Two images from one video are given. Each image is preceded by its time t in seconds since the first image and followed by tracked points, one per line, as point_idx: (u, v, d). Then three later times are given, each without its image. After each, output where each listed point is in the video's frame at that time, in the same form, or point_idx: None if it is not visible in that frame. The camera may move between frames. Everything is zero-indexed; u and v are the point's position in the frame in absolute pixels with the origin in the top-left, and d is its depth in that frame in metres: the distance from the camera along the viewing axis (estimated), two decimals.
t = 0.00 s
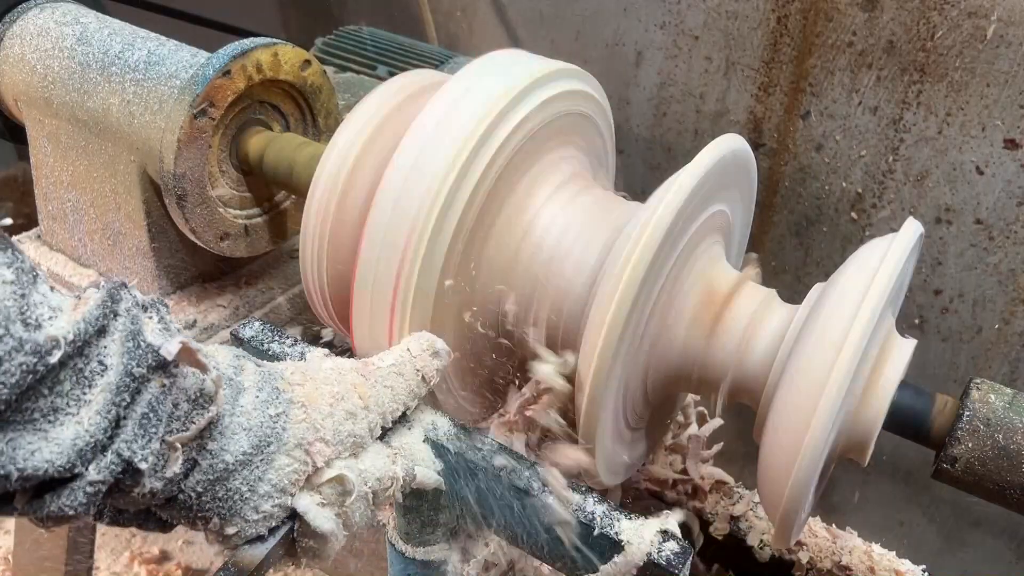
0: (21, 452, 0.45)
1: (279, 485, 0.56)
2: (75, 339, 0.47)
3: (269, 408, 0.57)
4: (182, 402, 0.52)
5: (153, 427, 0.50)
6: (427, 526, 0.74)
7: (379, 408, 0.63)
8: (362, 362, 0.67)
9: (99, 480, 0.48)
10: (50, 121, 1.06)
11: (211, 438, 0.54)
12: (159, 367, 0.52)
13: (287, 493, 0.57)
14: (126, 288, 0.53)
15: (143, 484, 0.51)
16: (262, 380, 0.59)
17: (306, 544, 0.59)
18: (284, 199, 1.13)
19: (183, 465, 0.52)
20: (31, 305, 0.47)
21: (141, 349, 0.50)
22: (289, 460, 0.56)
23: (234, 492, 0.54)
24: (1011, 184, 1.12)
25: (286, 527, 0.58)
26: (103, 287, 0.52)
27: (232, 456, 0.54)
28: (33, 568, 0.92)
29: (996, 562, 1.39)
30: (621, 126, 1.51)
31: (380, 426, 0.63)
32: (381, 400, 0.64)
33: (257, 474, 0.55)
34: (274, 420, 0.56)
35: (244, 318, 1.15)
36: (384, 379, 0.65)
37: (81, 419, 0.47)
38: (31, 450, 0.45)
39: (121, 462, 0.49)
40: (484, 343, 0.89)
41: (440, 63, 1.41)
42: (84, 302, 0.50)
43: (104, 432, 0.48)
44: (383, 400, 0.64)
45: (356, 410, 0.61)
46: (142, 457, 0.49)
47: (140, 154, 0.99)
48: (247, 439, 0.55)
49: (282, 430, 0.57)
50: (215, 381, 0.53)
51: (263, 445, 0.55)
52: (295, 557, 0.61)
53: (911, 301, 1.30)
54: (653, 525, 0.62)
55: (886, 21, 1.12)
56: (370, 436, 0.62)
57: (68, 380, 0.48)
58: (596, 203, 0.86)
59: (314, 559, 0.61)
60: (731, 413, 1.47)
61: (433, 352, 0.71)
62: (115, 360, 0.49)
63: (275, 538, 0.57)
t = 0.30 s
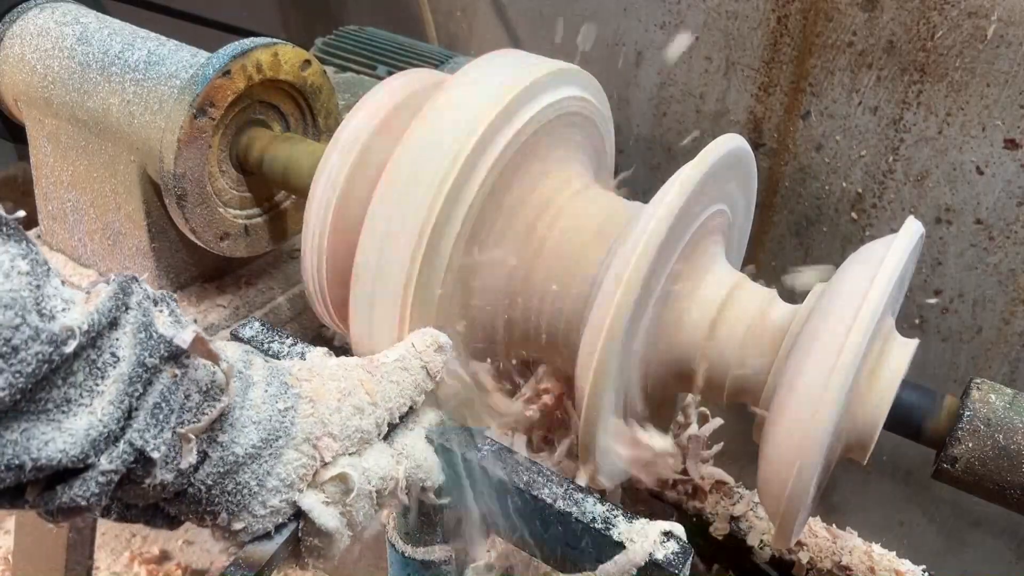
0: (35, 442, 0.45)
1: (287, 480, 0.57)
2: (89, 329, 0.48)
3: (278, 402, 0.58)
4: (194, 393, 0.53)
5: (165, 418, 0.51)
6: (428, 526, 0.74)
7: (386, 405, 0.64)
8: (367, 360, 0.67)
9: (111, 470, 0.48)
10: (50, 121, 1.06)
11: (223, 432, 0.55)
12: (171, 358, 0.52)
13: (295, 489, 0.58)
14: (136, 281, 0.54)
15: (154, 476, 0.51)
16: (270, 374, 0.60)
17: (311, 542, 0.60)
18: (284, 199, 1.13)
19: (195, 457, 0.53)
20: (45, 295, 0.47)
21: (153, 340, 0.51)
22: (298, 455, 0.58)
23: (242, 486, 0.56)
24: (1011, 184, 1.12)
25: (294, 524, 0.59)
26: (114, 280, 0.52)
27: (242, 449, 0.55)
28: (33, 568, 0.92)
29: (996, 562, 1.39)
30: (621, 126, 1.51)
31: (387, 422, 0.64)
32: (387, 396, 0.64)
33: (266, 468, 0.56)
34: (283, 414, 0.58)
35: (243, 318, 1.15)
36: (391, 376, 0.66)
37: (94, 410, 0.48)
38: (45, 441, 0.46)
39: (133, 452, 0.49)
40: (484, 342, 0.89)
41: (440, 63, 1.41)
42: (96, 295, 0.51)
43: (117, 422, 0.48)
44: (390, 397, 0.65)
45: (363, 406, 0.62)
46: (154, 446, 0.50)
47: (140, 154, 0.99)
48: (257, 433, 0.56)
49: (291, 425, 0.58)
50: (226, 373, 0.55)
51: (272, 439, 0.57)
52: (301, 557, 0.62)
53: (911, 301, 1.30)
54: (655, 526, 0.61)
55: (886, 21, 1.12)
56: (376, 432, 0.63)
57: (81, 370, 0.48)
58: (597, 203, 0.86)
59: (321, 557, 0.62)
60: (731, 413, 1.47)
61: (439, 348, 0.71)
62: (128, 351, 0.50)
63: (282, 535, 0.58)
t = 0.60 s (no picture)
0: (46, 430, 0.45)
1: (295, 473, 0.56)
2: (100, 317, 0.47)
3: (285, 394, 0.58)
4: (202, 382, 0.52)
5: (175, 405, 0.50)
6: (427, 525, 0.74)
7: (393, 400, 0.63)
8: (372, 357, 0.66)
9: (122, 457, 0.47)
10: (50, 121, 1.07)
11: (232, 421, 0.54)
12: (180, 346, 0.52)
13: (303, 482, 0.57)
14: (144, 273, 0.53)
15: (163, 464, 0.51)
16: (277, 367, 0.59)
17: (319, 539, 0.58)
18: (285, 199, 1.13)
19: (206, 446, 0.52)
20: (55, 283, 0.46)
21: (162, 329, 0.51)
22: (305, 447, 0.57)
23: (251, 478, 0.55)
24: (1011, 184, 1.12)
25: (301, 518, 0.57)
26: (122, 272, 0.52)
27: (251, 438, 0.54)
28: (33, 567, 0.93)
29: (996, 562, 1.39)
30: (621, 126, 1.51)
31: (394, 417, 0.63)
32: (395, 391, 0.64)
33: (274, 460, 0.55)
34: (290, 406, 0.57)
35: (243, 317, 1.15)
36: (396, 372, 0.65)
37: (104, 398, 0.47)
38: (57, 428, 0.45)
39: (143, 439, 0.49)
40: (483, 342, 0.88)
41: (440, 63, 1.41)
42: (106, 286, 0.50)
43: (127, 410, 0.48)
44: (397, 394, 0.64)
45: (370, 400, 0.61)
46: (164, 433, 0.50)
47: (140, 153, 0.99)
48: (265, 423, 0.55)
49: (298, 417, 0.57)
50: (236, 364, 0.53)
51: (279, 431, 0.56)
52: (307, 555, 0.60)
53: (910, 301, 1.30)
54: (658, 525, 0.61)
55: (886, 21, 1.12)
56: (383, 426, 0.62)
57: (91, 359, 0.48)
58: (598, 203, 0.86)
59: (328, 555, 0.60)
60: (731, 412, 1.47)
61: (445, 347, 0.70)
62: (137, 341, 0.49)
63: (291, 529, 0.57)
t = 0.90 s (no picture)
0: (54, 421, 0.45)
1: (301, 468, 0.57)
2: (107, 307, 0.48)
3: (292, 389, 0.59)
4: (209, 375, 0.53)
5: (181, 395, 0.51)
6: (427, 525, 0.74)
7: (398, 398, 0.64)
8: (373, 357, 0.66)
9: (129, 448, 0.48)
10: (50, 121, 1.07)
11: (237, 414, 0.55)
12: (185, 338, 0.53)
13: (309, 477, 0.58)
14: (150, 269, 0.54)
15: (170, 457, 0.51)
16: (283, 363, 0.60)
17: (324, 537, 0.59)
18: (285, 200, 1.13)
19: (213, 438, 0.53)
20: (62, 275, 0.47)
21: (168, 321, 0.51)
22: (311, 442, 0.58)
23: (258, 472, 0.55)
24: (1011, 184, 1.12)
25: (307, 516, 0.58)
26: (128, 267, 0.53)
27: (258, 431, 0.55)
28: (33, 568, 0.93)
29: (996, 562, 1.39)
30: (621, 126, 1.51)
31: (399, 414, 0.64)
32: (399, 387, 0.65)
33: (281, 454, 0.56)
34: (297, 401, 0.59)
35: (243, 317, 1.14)
36: (400, 369, 0.66)
37: (111, 390, 0.48)
38: (64, 419, 0.46)
39: (151, 429, 0.49)
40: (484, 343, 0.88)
41: (440, 63, 1.41)
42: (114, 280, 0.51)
43: (134, 401, 0.48)
44: (400, 391, 0.65)
45: (375, 396, 0.63)
46: (172, 423, 0.50)
47: (140, 153, 0.99)
48: (271, 417, 0.56)
49: (305, 412, 0.59)
50: (240, 356, 0.55)
51: (286, 425, 0.57)
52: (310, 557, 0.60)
53: (911, 301, 1.30)
54: (662, 526, 0.60)
55: (886, 21, 1.12)
56: (387, 423, 0.63)
57: (99, 350, 0.48)
58: (598, 203, 0.86)
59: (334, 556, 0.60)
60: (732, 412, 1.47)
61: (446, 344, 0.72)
62: (142, 333, 0.50)
63: (299, 526, 0.57)
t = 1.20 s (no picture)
0: (69, 412, 0.45)
1: (310, 463, 0.57)
2: (122, 299, 0.47)
3: (302, 383, 0.59)
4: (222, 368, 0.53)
5: (195, 386, 0.51)
6: (427, 526, 0.73)
7: (404, 391, 0.65)
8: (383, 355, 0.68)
9: (143, 439, 0.47)
10: (50, 121, 1.07)
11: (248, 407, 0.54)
12: (199, 330, 0.52)
13: (318, 473, 0.58)
14: (161, 262, 0.53)
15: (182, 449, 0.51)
16: (292, 358, 0.60)
17: (331, 535, 0.59)
18: (284, 200, 1.13)
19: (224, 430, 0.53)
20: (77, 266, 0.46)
21: (182, 312, 0.51)
22: (320, 438, 0.58)
23: (268, 466, 0.55)
24: (1011, 184, 1.12)
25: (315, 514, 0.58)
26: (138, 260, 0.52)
27: (269, 425, 0.55)
28: (35, 567, 0.93)
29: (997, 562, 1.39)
30: (621, 126, 1.51)
31: (405, 409, 0.65)
32: (405, 382, 0.66)
33: (290, 449, 0.56)
34: (306, 396, 0.58)
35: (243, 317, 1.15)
36: (406, 361, 0.68)
37: (126, 379, 0.47)
38: (79, 410, 0.45)
39: (164, 420, 0.49)
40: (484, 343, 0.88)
41: (440, 63, 1.41)
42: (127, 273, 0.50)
43: (147, 392, 0.48)
44: (407, 385, 0.66)
45: (381, 391, 0.63)
46: (185, 414, 0.50)
47: (140, 153, 0.99)
48: (281, 411, 0.56)
49: (314, 407, 0.58)
50: (253, 350, 0.54)
51: (296, 420, 0.57)
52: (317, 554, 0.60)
53: (911, 301, 1.30)
54: (660, 527, 0.60)
55: (886, 21, 1.12)
56: (393, 418, 0.63)
57: (113, 341, 0.47)
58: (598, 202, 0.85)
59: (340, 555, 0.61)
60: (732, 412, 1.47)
61: (453, 337, 0.75)
62: (155, 326, 0.49)
63: (308, 523, 0.57)
